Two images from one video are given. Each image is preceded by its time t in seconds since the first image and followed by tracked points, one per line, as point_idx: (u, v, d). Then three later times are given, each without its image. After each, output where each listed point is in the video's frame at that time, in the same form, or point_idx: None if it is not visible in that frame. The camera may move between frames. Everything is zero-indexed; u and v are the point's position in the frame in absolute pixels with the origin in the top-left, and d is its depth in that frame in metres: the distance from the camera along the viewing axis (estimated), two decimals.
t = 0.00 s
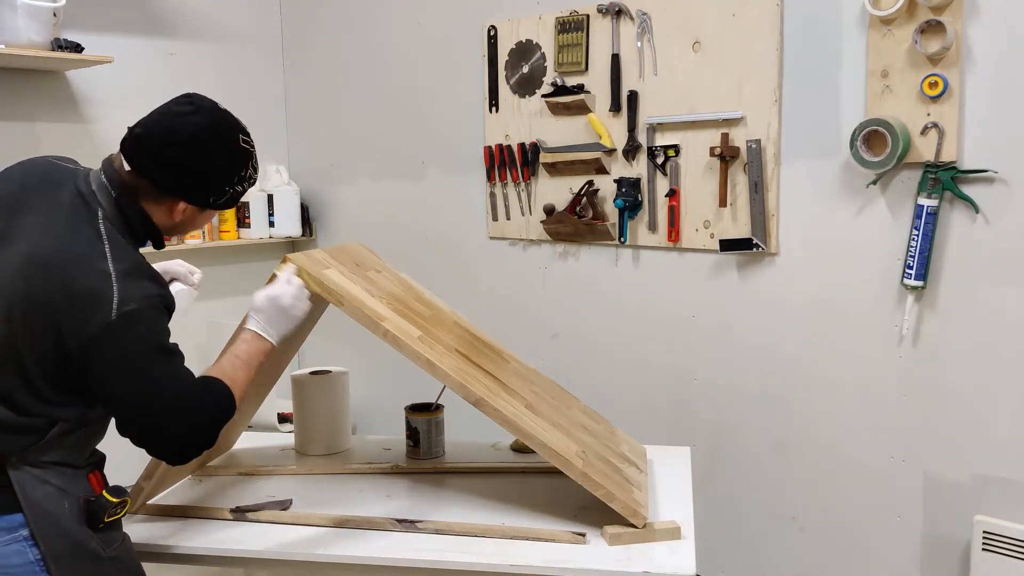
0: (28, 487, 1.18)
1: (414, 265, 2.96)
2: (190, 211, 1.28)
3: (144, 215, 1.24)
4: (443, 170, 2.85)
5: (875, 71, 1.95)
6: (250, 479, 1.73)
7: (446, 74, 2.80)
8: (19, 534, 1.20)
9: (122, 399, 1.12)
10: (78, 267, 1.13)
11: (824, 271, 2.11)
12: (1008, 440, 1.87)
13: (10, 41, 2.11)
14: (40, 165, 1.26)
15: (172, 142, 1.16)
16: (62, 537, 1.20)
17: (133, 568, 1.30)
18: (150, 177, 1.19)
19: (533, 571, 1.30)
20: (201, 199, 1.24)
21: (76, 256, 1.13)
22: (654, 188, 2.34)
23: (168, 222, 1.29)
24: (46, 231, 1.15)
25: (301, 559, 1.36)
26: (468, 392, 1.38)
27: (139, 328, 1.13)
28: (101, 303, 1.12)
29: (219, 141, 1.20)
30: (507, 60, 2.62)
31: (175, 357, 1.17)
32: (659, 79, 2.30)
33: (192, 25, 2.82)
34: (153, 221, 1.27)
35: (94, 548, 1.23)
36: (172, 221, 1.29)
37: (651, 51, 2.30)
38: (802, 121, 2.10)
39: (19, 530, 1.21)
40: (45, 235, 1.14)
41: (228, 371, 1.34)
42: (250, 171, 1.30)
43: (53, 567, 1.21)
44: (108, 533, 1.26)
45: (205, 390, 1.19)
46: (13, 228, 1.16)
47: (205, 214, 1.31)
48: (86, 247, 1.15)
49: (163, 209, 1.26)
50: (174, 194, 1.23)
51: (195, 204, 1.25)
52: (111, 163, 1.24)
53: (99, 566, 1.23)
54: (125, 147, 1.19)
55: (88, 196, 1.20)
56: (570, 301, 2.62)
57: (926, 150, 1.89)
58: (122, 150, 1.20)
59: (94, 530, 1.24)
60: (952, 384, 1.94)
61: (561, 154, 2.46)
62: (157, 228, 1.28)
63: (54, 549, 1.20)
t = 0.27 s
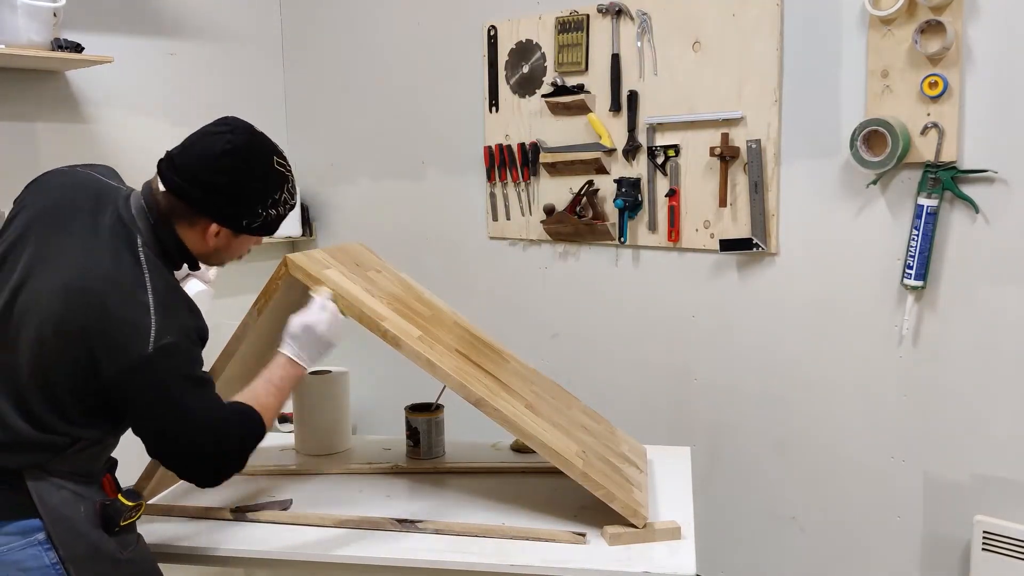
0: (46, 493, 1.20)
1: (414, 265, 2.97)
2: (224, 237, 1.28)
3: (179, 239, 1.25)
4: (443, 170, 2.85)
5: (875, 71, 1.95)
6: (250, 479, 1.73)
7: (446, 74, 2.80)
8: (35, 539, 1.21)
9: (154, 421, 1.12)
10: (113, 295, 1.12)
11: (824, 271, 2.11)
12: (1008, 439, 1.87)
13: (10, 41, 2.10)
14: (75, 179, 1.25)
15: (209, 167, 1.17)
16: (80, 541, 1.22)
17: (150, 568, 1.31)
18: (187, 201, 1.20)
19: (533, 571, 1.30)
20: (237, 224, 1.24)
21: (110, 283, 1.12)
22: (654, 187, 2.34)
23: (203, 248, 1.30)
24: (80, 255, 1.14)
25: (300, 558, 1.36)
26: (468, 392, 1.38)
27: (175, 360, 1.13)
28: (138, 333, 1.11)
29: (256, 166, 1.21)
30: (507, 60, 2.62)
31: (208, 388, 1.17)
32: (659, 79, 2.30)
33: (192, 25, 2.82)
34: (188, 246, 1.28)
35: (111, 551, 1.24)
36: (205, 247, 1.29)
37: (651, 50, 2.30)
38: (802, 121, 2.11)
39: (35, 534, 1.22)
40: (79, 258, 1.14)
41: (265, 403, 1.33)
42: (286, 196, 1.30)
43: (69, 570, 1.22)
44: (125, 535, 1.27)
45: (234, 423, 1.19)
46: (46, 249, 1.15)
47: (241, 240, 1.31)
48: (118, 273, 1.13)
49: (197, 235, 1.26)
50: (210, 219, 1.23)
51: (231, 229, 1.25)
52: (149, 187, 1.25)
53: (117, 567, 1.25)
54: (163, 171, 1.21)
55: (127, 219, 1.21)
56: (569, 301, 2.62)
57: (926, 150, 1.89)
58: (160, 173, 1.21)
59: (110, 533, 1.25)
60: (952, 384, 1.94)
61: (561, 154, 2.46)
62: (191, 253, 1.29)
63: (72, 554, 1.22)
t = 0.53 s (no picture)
0: (47, 493, 1.20)
1: (414, 265, 2.96)
2: (226, 236, 1.27)
3: (180, 239, 1.25)
4: (443, 170, 2.85)
5: (875, 71, 1.95)
6: (250, 479, 1.73)
7: (446, 74, 2.80)
8: (35, 538, 1.21)
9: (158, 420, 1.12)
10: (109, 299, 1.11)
11: (824, 271, 2.11)
12: (1008, 439, 1.87)
13: (10, 41, 2.10)
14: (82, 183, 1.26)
15: (210, 165, 1.17)
16: (82, 541, 1.22)
17: (153, 567, 1.30)
18: (187, 200, 1.20)
19: (533, 571, 1.30)
20: (239, 224, 1.24)
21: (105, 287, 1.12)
22: (654, 187, 2.34)
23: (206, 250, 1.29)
24: (78, 258, 1.14)
25: (300, 558, 1.36)
26: (468, 392, 1.37)
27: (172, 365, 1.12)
28: (134, 336, 1.10)
29: (256, 164, 1.21)
30: (507, 60, 2.62)
31: (211, 391, 1.17)
32: (659, 79, 2.30)
33: (192, 25, 2.82)
34: (190, 248, 1.27)
35: (114, 552, 1.23)
36: (207, 248, 1.28)
37: (651, 50, 2.30)
38: (802, 121, 2.10)
39: (35, 534, 1.21)
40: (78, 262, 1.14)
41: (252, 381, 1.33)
42: (288, 196, 1.30)
43: (71, 569, 1.22)
44: (126, 535, 1.27)
45: (229, 425, 1.19)
46: (46, 251, 1.16)
47: (243, 240, 1.30)
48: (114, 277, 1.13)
49: (200, 236, 1.25)
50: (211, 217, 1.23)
51: (232, 228, 1.25)
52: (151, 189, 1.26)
53: (120, 568, 1.24)
54: (165, 171, 1.22)
55: (129, 222, 1.20)
56: (570, 301, 2.62)
57: (926, 150, 1.89)
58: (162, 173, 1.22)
59: (111, 533, 1.24)
60: (952, 384, 1.94)
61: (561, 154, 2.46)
62: (194, 254, 1.28)
63: (74, 554, 1.21)
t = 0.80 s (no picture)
0: (113, 493, 1.18)
1: (414, 265, 2.97)
2: (309, 212, 1.26)
3: (262, 211, 1.23)
4: (443, 170, 2.85)
5: (875, 71, 1.95)
6: (250, 479, 1.73)
7: (446, 74, 2.79)
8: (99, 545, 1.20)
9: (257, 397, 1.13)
10: (203, 278, 1.10)
11: (824, 271, 2.11)
12: (1008, 439, 1.87)
13: (10, 41, 2.11)
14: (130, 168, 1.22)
15: (299, 134, 1.17)
16: (140, 546, 1.20)
17: None
18: (276, 170, 1.19)
19: (533, 571, 1.30)
20: (320, 195, 1.23)
21: (198, 265, 1.10)
22: (654, 188, 2.34)
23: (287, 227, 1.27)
24: (168, 244, 1.11)
25: (300, 558, 1.36)
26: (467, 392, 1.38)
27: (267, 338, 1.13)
28: (231, 311, 1.10)
29: (343, 138, 1.21)
30: (507, 60, 2.62)
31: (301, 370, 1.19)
32: (659, 79, 2.30)
33: (192, 25, 2.82)
34: (272, 224, 1.25)
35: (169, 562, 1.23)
36: (289, 225, 1.26)
37: (651, 50, 2.30)
38: (803, 121, 2.10)
39: (97, 543, 1.21)
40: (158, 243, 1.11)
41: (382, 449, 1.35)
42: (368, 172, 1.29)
43: None
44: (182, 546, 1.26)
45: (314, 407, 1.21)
46: (123, 235, 1.12)
47: (324, 215, 1.28)
48: (203, 257, 1.12)
49: (282, 210, 1.24)
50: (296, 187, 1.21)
51: (318, 200, 1.23)
52: (234, 163, 1.25)
53: None
54: (249, 144, 1.20)
55: (214, 198, 1.18)
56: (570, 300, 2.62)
57: (926, 150, 1.89)
58: (246, 146, 1.21)
59: (172, 542, 1.24)
60: (952, 384, 1.94)
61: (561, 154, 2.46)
62: (276, 232, 1.26)
63: (129, 561, 1.20)
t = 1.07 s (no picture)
0: (237, 533, 1.12)
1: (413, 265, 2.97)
2: (450, 278, 1.20)
3: (412, 277, 1.17)
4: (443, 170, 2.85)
5: (875, 71, 1.95)
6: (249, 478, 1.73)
7: (446, 74, 2.80)
8: None
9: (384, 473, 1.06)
10: (361, 336, 1.04)
11: (824, 271, 2.11)
12: (1008, 439, 1.87)
13: (10, 41, 2.11)
14: (314, 212, 1.17)
15: (461, 199, 1.15)
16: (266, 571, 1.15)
17: None
18: (433, 232, 1.15)
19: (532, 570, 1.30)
20: (474, 261, 1.18)
21: (352, 325, 1.04)
22: (654, 188, 2.34)
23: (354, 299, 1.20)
24: (288, 307, 1.05)
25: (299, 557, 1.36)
26: (467, 392, 1.37)
27: (417, 406, 1.06)
28: (382, 385, 1.04)
29: (497, 204, 1.19)
30: (507, 60, 2.62)
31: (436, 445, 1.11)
32: (659, 79, 2.30)
33: (191, 25, 2.82)
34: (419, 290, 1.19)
35: None
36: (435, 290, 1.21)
37: (651, 50, 2.30)
38: (803, 121, 2.10)
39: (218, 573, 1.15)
40: (339, 295, 1.05)
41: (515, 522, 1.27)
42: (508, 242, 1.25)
43: None
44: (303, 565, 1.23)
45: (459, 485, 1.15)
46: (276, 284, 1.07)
47: (468, 281, 1.23)
48: (365, 315, 1.05)
49: (429, 274, 1.19)
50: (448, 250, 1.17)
51: (466, 266, 1.19)
52: (381, 221, 1.19)
53: None
54: (402, 205, 1.16)
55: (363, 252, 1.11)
56: (569, 300, 2.62)
57: (926, 150, 1.89)
58: (400, 205, 1.16)
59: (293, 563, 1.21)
60: (952, 384, 1.94)
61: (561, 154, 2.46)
62: (419, 297, 1.20)
63: None
